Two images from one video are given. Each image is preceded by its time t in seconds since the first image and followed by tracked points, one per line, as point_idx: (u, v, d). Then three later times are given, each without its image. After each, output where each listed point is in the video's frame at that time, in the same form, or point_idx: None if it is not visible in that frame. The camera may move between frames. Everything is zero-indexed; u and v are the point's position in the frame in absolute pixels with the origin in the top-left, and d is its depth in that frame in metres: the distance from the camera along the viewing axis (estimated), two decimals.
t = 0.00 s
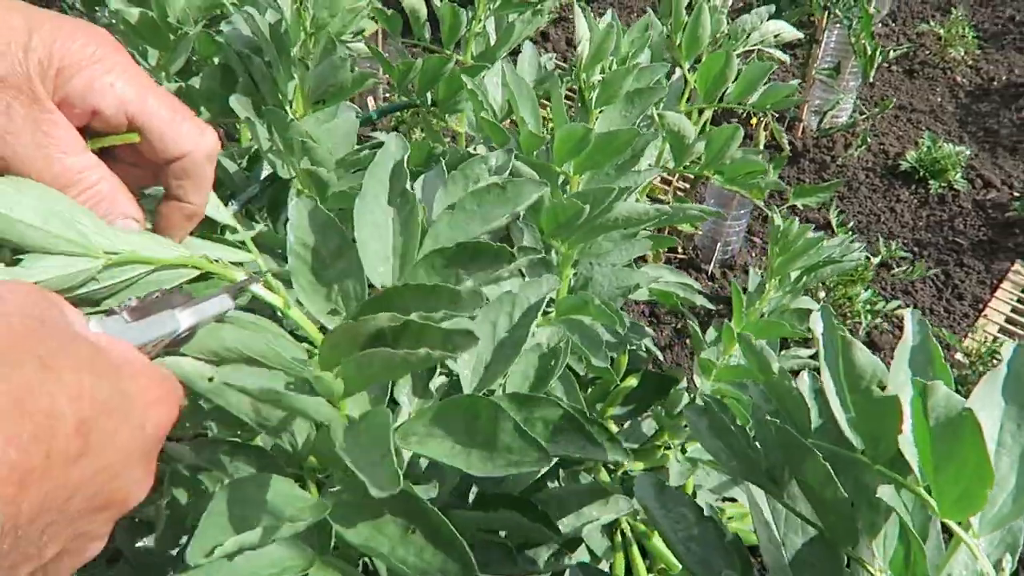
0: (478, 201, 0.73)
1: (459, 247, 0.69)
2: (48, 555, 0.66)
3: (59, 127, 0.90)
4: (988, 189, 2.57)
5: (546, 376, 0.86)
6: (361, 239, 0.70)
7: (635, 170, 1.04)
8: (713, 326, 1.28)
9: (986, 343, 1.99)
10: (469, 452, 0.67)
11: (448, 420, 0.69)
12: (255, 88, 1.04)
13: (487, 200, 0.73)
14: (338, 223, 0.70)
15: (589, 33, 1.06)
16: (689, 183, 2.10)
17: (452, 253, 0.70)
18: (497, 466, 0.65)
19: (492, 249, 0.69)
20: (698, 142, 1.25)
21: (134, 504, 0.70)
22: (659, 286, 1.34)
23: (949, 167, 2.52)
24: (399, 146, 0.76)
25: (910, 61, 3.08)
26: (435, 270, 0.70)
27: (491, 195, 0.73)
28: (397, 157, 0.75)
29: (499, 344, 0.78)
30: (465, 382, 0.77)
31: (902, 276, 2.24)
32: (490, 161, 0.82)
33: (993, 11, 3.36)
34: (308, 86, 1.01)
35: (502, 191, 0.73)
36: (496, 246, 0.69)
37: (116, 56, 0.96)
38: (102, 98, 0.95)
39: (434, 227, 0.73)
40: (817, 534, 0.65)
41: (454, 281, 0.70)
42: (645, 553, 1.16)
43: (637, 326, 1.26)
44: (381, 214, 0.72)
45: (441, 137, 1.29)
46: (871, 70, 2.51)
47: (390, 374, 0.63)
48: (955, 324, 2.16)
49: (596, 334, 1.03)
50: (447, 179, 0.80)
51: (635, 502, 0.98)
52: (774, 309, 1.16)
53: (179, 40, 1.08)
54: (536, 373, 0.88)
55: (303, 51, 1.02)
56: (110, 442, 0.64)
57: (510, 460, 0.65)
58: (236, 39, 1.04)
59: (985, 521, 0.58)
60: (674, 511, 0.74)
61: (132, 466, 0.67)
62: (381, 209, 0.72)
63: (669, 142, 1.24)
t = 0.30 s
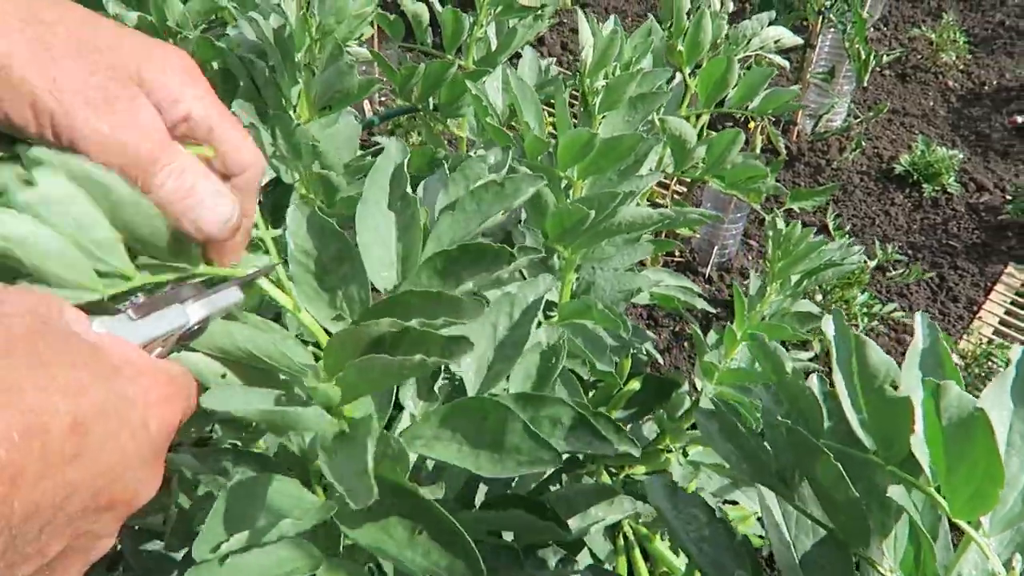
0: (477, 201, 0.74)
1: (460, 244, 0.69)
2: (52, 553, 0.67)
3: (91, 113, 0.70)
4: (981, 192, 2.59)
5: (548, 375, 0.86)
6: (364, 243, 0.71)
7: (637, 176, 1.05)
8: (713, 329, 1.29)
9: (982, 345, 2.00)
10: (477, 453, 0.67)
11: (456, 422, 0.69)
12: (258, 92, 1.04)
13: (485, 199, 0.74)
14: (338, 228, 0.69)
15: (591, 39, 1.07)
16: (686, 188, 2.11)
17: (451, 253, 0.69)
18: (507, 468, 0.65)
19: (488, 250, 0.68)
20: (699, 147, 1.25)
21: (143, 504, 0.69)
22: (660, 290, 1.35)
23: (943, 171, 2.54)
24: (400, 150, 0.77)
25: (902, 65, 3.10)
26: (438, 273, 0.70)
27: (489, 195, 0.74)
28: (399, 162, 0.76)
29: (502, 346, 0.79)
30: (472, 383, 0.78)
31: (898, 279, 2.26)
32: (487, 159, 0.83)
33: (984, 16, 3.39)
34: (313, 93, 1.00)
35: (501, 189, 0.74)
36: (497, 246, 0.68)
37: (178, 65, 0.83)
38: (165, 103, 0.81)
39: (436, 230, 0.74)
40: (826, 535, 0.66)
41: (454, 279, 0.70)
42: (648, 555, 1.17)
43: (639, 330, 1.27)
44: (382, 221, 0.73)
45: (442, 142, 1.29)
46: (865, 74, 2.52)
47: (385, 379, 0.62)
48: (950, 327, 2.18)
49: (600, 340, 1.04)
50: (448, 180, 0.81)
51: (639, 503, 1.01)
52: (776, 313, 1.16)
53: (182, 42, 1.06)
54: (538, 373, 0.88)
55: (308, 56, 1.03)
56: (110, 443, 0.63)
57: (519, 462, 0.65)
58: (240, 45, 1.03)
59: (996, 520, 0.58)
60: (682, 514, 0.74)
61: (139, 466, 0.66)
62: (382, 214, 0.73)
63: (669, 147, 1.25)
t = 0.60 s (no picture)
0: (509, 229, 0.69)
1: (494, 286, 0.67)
2: None
3: (42, 146, 0.87)
4: (993, 198, 2.56)
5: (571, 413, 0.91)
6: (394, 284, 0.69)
7: (643, 184, 1.03)
8: (721, 338, 1.27)
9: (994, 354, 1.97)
10: (487, 496, 0.65)
11: (468, 455, 0.67)
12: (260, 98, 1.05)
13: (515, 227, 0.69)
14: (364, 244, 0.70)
15: (596, 47, 1.06)
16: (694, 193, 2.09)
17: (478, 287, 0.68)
18: (516, 518, 0.63)
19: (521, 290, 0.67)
20: (707, 154, 1.24)
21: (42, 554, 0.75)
22: (667, 299, 1.34)
23: (954, 176, 2.51)
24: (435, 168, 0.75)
25: (913, 69, 3.07)
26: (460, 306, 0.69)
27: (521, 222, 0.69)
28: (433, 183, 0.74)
29: (521, 377, 0.79)
30: (489, 415, 0.79)
31: (909, 286, 2.22)
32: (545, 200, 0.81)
33: (996, 19, 3.35)
34: (313, 98, 0.98)
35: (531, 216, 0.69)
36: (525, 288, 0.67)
37: (112, 107, 0.99)
38: (106, 139, 0.96)
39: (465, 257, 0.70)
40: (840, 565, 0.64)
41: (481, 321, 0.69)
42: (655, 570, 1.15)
43: (645, 340, 1.26)
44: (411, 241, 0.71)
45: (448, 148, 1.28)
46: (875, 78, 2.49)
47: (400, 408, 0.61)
48: (962, 335, 2.15)
49: (605, 351, 1.01)
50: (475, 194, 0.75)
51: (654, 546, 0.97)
52: (786, 323, 1.14)
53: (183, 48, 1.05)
54: (560, 410, 0.92)
55: (308, 62, 1.03)
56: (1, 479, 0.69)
57: (526, 505, 0.63)
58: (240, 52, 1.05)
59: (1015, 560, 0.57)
60: (689, 542, 0.73)
61: (42, 518, 0.73)
62: (410, 236, 0.71)
63: (677, 154, 1.23)
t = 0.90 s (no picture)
0: (518, 238, 0.68)
1: (503, 281, 0.62)
2: None
3: None
4: (1006, 204, 2.52)
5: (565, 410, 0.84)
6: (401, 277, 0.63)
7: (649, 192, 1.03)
8: (726, 348, 1.25)
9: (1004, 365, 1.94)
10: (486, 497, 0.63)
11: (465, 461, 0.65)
12: (260, 100, 1.11)
13: (524, 237, 0.68)
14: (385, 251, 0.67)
15: (604, 54, 1.04)
16: (702, 196, 2.06)
17: (492, 287, 0.62)
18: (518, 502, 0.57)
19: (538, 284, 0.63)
20: (715, 160, 1.21)
21: None
22: (673, 307, 1.32)
23: (967, 181, 2.48)
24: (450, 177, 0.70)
25: (927, 71, 3.03)
26: (472, 306, 0.62)
27: (529, 231, 0.68)
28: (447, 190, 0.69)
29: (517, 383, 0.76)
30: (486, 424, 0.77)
31: (919, 293, 2.19)
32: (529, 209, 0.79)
33: (1012, 21, 3.30)
34: (312, 104, 0.98)
35: (541, 228, 0.68)
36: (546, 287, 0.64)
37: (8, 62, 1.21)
38: None
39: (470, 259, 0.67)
40: None
41: (492, 316, 0.63)
42: None
43: (649, 348, 1.24)
44: (421, 243, 0.65)
45: (451, 151, 1.27)
46: (889, 81, 2.46)
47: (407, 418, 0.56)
48: (971, 343, 2.12)
49: (611, 372, 1.00)
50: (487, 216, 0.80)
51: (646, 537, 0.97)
52: (790, 335, 1.13)
53: (181, 48, 1.05)
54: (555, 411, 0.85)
55: (308, 65, 1.01)
56: None
57: (535, 495, 0.56)
58: (240, 55, 1.04)
59: None
60: (689, 564, 0.72)
61: None
62: (423, 239, 0.65)
63: (684, 160, 1.21)
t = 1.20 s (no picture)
0: (531, 293, 0.71)
1: (513, 347, 0.65)
2: None
3: None
4: (1010, 215, 2.50)
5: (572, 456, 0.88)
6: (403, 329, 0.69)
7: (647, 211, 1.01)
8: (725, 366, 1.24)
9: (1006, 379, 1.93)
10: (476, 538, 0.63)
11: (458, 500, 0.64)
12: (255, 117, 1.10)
13: (543, 293, 0.71)
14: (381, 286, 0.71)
15: (600, 72, 1.02)
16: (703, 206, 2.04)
17: (500, 350, 0.65)
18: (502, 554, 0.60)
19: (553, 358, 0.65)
20: (715, 176, 1.20)
21: None
22: (673, 323, 1.31)
23: (970, 191, 2.46)
24: (463, 220, 0.75)
25: (932, 77, 3.01)
26: (478, 366, 0.65)
27: (545, 289, 0.71)
28: (460, 234, 0.74)
29: (523, 426, 0.81)
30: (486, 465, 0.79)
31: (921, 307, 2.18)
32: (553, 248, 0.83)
33: (1018, 27, 3.28)
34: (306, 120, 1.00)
35: (558, 286, 0.72)
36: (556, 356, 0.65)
37: None
38: None
39: (483, 311, 0.71)
40: None
41: (500, 383, 0.65)
42: None
43: (647, 366, 1.23)
44: (428, 293, 0.71)
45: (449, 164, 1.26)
46: (893, 89, 2.43)
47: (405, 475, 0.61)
48: (973, 356, 2.10)
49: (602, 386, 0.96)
50: (500, 259, 0.79)
51: None
52: (790, 356, 1.11)
53: (176, 62, 1.06)
54: (559, 461, 0.87)
55: (303, 82, 1.00)
56: None
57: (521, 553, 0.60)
58: (234, 71, 1.03)
59: None
60: None
61: None
62: (430, 287, 0.71)
63: (685, 175, 1.19)
